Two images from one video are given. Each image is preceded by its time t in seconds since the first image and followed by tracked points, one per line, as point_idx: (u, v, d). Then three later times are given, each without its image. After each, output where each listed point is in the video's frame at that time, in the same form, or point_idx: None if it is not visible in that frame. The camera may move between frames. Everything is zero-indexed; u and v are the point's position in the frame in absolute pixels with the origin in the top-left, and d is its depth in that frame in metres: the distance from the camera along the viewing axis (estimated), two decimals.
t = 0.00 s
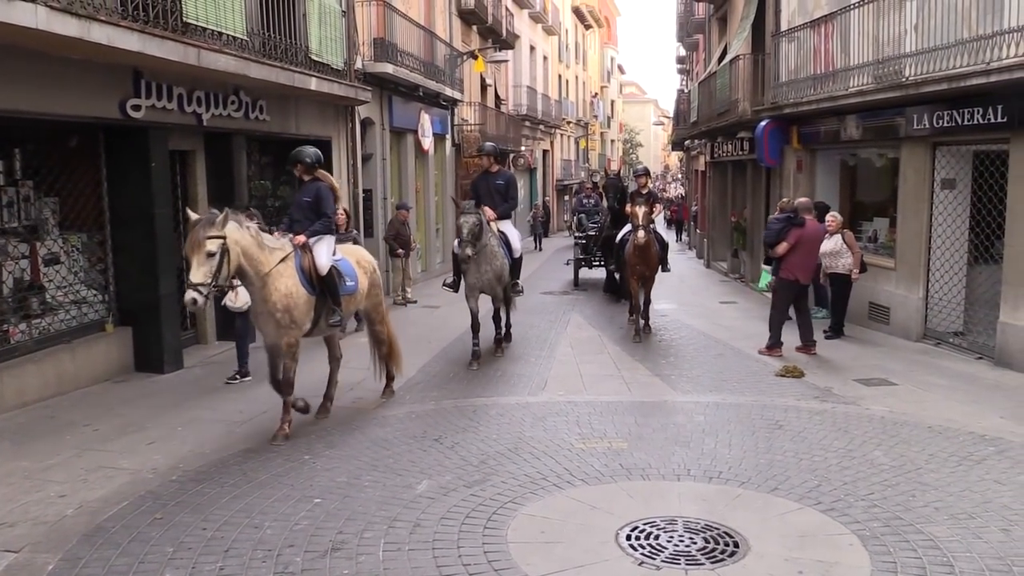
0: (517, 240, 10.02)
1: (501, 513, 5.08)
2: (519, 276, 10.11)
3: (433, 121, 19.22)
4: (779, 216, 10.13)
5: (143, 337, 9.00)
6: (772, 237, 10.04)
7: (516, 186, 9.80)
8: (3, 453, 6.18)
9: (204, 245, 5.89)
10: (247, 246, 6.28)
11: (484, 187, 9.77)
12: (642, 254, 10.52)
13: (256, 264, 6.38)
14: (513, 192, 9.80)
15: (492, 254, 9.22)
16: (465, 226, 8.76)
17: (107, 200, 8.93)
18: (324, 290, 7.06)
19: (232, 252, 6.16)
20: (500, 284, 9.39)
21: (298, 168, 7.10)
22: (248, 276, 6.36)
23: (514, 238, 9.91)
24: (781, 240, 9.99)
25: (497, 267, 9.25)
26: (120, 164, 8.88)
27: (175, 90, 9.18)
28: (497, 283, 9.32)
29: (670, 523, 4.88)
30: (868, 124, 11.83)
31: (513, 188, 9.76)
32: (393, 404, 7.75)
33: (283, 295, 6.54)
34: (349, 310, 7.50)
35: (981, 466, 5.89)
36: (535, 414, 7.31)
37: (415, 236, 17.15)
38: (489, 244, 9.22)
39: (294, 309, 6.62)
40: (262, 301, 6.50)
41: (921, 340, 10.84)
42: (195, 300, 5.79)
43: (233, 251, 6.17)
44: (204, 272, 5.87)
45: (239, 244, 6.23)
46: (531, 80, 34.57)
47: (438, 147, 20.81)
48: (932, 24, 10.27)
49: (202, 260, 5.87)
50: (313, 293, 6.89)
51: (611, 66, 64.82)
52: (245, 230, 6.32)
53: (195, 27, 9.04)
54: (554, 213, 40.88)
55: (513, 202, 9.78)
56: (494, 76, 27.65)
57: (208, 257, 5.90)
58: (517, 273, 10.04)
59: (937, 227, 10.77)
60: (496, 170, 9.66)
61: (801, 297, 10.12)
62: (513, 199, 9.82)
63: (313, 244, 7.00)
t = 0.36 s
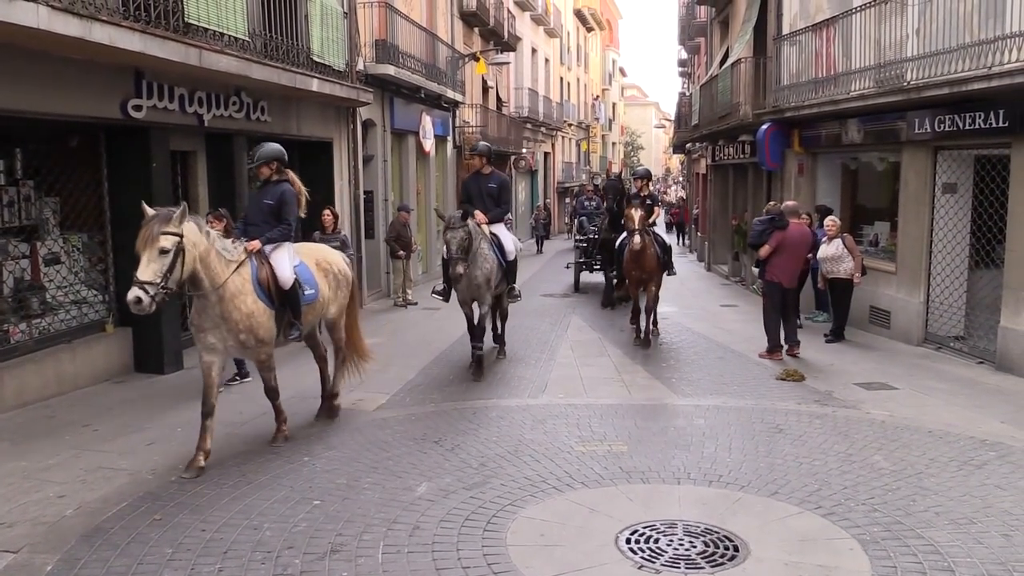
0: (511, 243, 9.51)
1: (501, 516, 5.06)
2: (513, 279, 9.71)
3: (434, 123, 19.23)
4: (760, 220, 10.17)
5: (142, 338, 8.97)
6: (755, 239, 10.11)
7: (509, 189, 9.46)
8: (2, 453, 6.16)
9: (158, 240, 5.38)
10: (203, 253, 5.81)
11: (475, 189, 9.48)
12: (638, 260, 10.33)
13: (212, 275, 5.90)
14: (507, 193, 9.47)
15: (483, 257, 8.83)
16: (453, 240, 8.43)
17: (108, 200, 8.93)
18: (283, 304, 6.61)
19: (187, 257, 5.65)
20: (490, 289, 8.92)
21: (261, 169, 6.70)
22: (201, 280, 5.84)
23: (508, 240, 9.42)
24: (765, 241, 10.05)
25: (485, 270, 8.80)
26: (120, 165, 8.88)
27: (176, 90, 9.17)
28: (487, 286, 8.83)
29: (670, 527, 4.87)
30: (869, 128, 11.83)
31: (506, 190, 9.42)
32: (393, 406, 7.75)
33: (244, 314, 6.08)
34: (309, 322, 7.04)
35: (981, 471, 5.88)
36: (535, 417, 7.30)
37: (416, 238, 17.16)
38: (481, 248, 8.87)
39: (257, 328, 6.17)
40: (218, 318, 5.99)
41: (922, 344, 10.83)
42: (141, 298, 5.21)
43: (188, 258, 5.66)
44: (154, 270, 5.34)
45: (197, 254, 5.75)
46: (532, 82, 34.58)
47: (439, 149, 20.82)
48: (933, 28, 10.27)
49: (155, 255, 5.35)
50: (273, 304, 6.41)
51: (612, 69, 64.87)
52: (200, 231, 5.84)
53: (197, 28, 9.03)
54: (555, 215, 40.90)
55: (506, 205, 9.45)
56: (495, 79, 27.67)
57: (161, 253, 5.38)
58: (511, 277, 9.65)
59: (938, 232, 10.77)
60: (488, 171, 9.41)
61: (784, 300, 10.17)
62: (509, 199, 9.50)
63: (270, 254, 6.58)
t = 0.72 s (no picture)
0: (512, 246, 9.13)
1: (510, 518, 5.05)
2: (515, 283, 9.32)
3: (443, 124, 19.25)
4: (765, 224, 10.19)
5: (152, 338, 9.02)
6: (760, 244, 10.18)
7: (508, 188, 9.05)
8: (13, 453, 6.19)
9: (83, 257, 4.87)
10: (139, 258, 5.23)
11: (473, 188, 9.09)
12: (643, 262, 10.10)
13: (151, 277, 5.30)
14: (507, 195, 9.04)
15: (482, 260, 8.46)
16: (450, 231, 8.05)
17: (119, 201, 8.99)
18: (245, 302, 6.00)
19: (121, 259, 5.09)
20: (491, 293, 8.59)
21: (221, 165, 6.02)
22: (141, 289, 5.27)
23: (508, 244, 9.05)
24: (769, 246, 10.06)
25: (483, 274, 8.42)
26: (131, 166, 8.93)
27: (187, 91, 9.20)
28: (486, 292, 8.49)
29: (680, 530, 4.84)
30: (880, 130, 11.77)
31: (505, 189, 9.01)
32: (403, 407, 7.75)
33: (189, 315, 5.43)
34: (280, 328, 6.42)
35: (994, 475, 5.83)
36: (544, 419, 7.28)
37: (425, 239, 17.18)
38: (479, 250, 8.47)
39: (205, 332, 5.51)
40: (161, 322, 5.40)
41: (933, 348, 10.76)
42: (73, 324, 4.77)
43: (121, 260, 5.10)
44: (83, 291, 4.84)
45: (131, 252, 5.17)
46: (542, 84, 34.61)
47: (449, 150, 20.85)
48: (945, 29, 10.21)
49: (81, 274, 4.84)
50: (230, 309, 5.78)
51: (621, 71, 64.84)
52: (136, 236, 5.27)
53: (208, 29, 9.05)
54: (564, 217, 40.90)
55: (504, 205, 9.05)
56: (505, 81, 27.69)
57: (87, 270, 4.86)
58: (513, 282, 9.28)
59: (950, 234, 10.68)
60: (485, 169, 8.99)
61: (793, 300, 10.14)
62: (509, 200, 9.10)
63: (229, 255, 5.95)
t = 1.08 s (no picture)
0: (508, 253, 8.51)
1: (519, 520, 5.04)
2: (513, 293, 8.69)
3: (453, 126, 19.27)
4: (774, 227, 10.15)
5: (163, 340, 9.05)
6: (770, 248, 10.08)
7: (507, 187, 8.40)
8: (25, 452, 6.22)
9: None
10: (62, 263, 4.74)
11: (469, 188, 8.48)
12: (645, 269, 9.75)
13: (78, 283, 4.81)
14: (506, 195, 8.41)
15: (477, 268, 7.94)
16: (438, 231, 7.42)
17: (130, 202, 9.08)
18: (192, 310, 5.38)
19: (38, 267, 4.60)
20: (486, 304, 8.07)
21: (166, 155, 5.40)
22: (70, 298, 4.79)
23: (504, 251, 8.46)
24: (779, 249, 9.98)
25: (477, 284, 7.90)
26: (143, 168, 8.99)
27: (198, 93, 9.24)
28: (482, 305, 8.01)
29: (690, 533, 4.83)
30: (892, 132, 11.72)
31: (503, 189, 8.36)
32: (412, 408, 7.76)
33: (127, 323, 4.99)
34: (238, 341, 5.82)
35: (1006, 480, 5.79)
36: (553, 421, 7.28)
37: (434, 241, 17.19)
38: (474, 256, 7.94)
39: (146, 341, 5.05)
40: (98, 331, 4.96)
41: (944, 351, 10.70)
42: None
43: (38, 269, 4.60)
44: None
45: (54, 256, 4.71)
46: (552, 85, 34.59)
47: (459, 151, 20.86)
48: (957, 31, 10.16)
49: None
50: (176, 316, 5.26)
51: (631, 72, 64.77)
52: (55, 240, 4.76)
53: (220, 31, 9.08)
54: (574, 219, 40.88)
55: (501, 206, 8.44)
56: (515, 82, 27.70)
57: None
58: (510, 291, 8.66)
59: (962, 238, 10.61)
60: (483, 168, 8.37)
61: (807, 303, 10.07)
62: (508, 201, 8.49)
63: (178, 254, 5.40)
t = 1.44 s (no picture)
0: (500, 254, 8.01)
1: (529, 521, 5.04)
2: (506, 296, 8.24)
3: (462, 127, 19.30)
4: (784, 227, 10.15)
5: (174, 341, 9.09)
6: (780, 248, 10.05)
7: (498, 188, 7.99)
8: (38, 453, 6.26)
9: None
10: None
11: (459, 188, 8.08)
12: (638, 275, 9.22)
13: None
14: (497, 196, 7.96)
15: (463, 273, 7.45)
16: (422, 254, 6.81)
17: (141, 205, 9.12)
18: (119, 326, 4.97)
19: None
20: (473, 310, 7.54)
21: (99, 155, 4.88)
22: None
23: (495, 251, 7.96)
24: (789, 249, 9.95)
25: (464, 292, 7.42)
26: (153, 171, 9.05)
27: (209, 95, 9.28)
28: (467, 308, 7.48)
29: (700, 534, 4.82)
30: (902, 132, 11.68)
31: (494, 190, 7.93)
32: (421, 409, 7.77)
33: (50, 353, 4.63)
34: (171, 355, 5.40)
35: (1019, 482, 5.75)
36: (562, 422, 7.27)
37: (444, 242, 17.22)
38: (461, 263, 7.46)
39: (72, 369, 4.71)
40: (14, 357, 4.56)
41: (956, 352, 10.65)
42: None
43: None
44: None
45: None
46: (560, 86, 34.58)
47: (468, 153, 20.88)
48: (968, 30, 10.11)
49: None
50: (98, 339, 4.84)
51: (640, 73, 64.70)
52: None
53: (230, 33, 9.12)
54: (583, 220, 40.86)
55: (493, 208, 7.98)
56: (523, 83, 27.71)
57: None
58: (502, 294, 8.22)
59: (973, 238, 10.56)
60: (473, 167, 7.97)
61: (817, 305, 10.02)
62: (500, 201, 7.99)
63: (105, 270, 4.91)
